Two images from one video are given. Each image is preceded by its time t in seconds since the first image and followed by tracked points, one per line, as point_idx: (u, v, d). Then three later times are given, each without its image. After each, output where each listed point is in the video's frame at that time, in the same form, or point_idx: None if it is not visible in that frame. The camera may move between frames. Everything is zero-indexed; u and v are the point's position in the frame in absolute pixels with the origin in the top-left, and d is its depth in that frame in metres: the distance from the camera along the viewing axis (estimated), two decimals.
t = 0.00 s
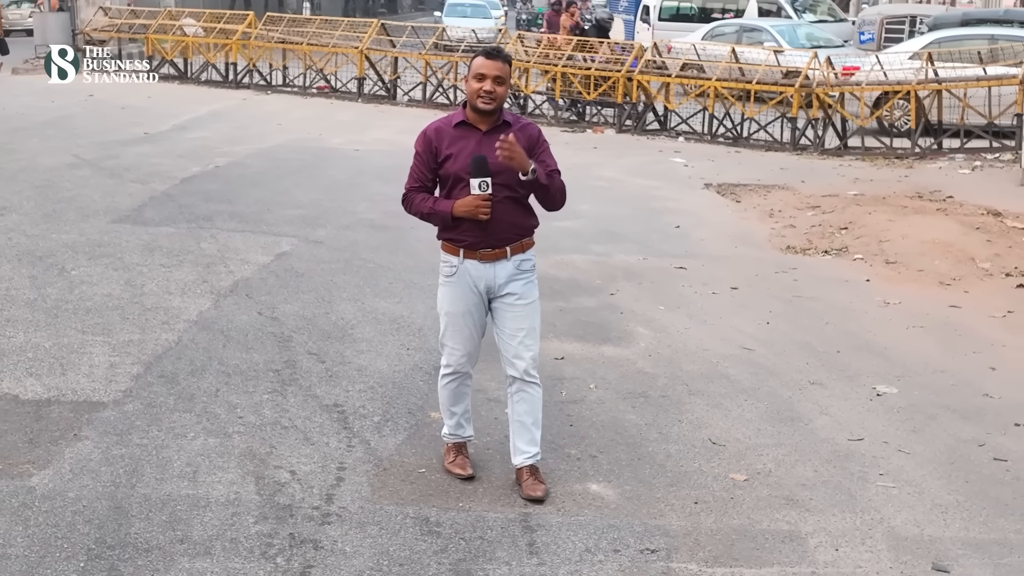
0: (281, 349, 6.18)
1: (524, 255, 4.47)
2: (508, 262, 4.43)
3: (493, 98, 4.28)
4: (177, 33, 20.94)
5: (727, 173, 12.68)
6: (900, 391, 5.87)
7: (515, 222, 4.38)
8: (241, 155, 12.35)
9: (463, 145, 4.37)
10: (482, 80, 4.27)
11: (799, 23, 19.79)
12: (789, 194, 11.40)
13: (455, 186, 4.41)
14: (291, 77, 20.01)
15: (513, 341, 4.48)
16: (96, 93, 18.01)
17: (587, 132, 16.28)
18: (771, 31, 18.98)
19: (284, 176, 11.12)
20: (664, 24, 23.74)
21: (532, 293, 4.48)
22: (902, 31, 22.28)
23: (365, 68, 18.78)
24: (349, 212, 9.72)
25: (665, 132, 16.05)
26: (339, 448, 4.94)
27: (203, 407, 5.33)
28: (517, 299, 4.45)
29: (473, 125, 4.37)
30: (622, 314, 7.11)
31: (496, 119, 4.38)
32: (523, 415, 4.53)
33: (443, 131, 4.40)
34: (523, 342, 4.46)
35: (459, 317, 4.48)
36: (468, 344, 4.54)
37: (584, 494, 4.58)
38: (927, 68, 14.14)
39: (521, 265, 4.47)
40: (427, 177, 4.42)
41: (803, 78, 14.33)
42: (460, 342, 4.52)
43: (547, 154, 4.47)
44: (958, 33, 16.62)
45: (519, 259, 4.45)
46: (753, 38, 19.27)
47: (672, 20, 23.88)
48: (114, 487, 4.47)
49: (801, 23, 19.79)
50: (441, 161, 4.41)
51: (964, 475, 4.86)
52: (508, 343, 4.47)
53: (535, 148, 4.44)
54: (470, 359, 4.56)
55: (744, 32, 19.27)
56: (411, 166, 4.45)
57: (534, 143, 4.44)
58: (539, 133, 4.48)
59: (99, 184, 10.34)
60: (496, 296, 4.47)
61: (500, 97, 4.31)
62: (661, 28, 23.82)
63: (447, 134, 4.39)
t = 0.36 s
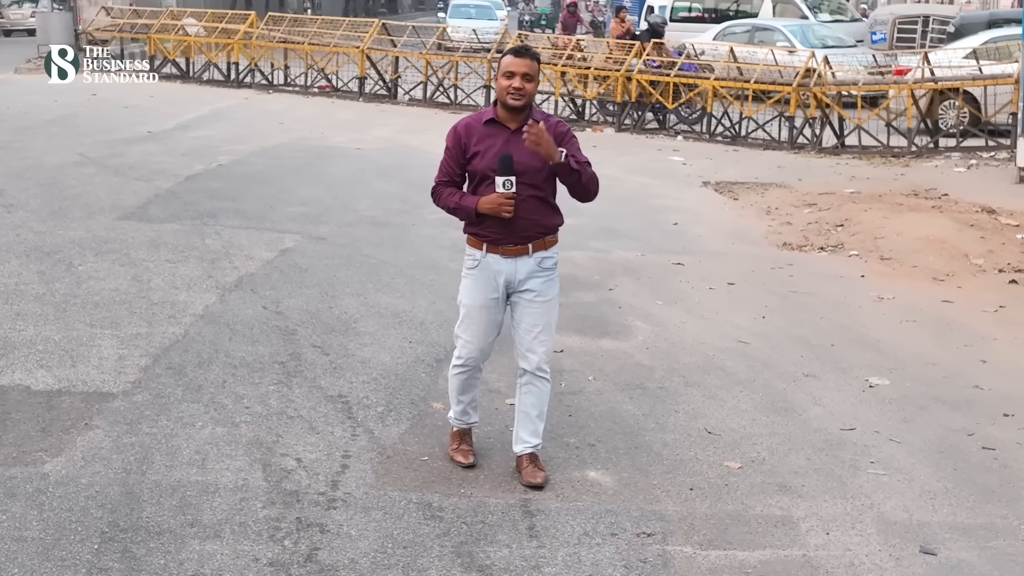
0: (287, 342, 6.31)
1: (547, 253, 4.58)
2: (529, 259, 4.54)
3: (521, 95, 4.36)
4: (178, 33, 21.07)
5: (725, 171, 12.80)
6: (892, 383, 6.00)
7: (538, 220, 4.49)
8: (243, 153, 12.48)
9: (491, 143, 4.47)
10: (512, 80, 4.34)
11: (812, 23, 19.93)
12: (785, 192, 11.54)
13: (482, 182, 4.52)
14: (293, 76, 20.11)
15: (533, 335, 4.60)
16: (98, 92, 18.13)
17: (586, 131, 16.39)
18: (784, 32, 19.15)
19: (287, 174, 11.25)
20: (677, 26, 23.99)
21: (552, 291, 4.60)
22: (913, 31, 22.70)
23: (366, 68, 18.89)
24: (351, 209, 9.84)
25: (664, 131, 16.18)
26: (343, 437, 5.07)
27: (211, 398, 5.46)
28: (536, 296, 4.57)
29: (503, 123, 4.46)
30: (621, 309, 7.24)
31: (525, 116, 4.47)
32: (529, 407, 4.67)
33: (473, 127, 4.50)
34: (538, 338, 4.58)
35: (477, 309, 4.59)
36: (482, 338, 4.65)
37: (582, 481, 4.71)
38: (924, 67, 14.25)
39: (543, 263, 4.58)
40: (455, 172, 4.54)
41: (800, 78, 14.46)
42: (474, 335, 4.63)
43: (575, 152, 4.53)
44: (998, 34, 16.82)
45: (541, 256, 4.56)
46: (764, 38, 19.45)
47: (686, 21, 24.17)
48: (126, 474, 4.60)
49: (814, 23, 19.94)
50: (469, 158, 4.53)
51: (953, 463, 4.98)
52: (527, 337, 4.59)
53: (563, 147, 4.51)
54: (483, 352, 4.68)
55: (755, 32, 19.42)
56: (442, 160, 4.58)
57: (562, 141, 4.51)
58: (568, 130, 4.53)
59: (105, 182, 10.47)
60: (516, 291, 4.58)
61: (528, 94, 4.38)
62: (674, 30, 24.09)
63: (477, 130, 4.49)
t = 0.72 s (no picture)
0: (293, 336, 6.44)
1: (562, 250, 4.68)
2: (544, 256, 4.64)
3: (541, 90, 4.49)
4: (181, 33, 21.20)
5: (723, 170, 12.94)
6: (885, 375, 6.14)
7: (554, 216, 4.58)
8: (247, 152, 12.61)
9: (510, 139, 4.57)
10: (531, 76, 4.48)
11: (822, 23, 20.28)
12: (783, 190, 11.67)
13: (501, 178, 4.61)
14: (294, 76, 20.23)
15: (547, 330, 4.73)
16: (102, 92, 18.26)
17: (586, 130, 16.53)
18: (797, 31, 19.48)
19: (290, 172, 11.38)
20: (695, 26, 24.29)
21: (564, 287, 4.72)
22: (927, 32, 22.36)
23: (367, 68, 19.01)
24: (354, 207, 9.97)
25: (663, 130, 16.30)
26: (350, 427, 5.20)
27: (220, 389, 5.60)
28: (549, 292, 4.68)
29: (523, 120, 4.56)
30: (621, 304, 7.38)
31: (544, 114, 4.58)
32: (534, 397, 4.79)
33: (493, 124, 4.60)
34: (549, 332, 4.71)
35: (494, 301, 4.62)
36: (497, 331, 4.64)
37: (581, 469, 4.84)
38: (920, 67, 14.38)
39: (558, 260, 4.68)
40: (475, 168, 4.63)
41: (799, 77, 14.67)
42: (489, 326, 4.62)
43: (591, 152, 4.65)
44: None
45: (556, 253, 4.66)
46: (779, 38, 19.65)
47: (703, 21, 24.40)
48: (138, 462, 4.73)
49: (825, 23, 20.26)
50: (489, 153, 4.62)
51: (944, 451, 5.11)
52: (540, 331, 4.71)
53: (580, 146, 4.62)
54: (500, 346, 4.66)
55: (768, 32, 19.66)
56: (461, 156, 4.66)
57: (579, 141, 4.62)
58: (585, 131, 4.65)
59: (111, 180, 10.60)
60: (531, 285, 4.66)
61: (546, 90, 4.51)
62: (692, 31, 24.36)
63: (497, 127, 4.58)
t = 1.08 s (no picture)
0: (299, 328, 6.59)
1: (563, 245, 4.80)
2: (547, 251, 4.75)
3: (542, 92, 4.59)
4: (184, 33, 21.35)
5: (721, 168, 13.10)
6: (877, 366, 6.29)
7: (557, 212, 4.70)
8: (250, 150, 12.77)
9: (512, 137, 4.69)
10: (533, 76, 4.58)
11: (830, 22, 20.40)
12: (780, 188, 11.83)
13: (504, 175, 4.73)
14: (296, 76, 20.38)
15: (547, 322, 4.87)
16: (106, 92, 18.41)
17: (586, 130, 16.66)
18: (805, 32, 19.64)
19: (294, 170, 11.54)
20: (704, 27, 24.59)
21: (565, 281, 4.85)
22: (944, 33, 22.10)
23: (369, 68, 19.15)
24: (357, 204, 10.13)
25: (662, 129, 16.45)
26: (356, 414, 5.35)
27: (229, 378, 5.75)
28: (553, 285, 4.80)
29: (525, 119, 4.69)
30: (620, 298, 7.53)
31: (545, 113, 4.70)
32: (534, 386, 4.95)
33: (495, 123, 4.71)
34: (551, 324, 4.85)
35: (498, 298, 4.75)
36: (504, 327, 4.77)
37: (580, 454, 5.00)
38: (915, 67, 14.53)
39: (559, 255, 4.79)
40: (477, 165, 4.74)
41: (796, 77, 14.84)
42: (497, 324, 4.75)
43: (590, 150, 4.79)
44: None
45: (558, 248, 4.77)
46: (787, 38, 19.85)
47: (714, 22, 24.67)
48: (152, 447, 4.89)
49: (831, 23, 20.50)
50: (491, 152, 4.73)
51: (932, 438, 5.26)
52: (542, 323, 4.85)
53: (580, 145, 4.75)
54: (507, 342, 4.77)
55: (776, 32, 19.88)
56: (464, 154, 4.77)
57: (579, 139, 4.75)
58: (585, 130, 4.78)
59: (117, 178, 10.75)
60: (534, 280, 4.78)
61: (547, 91, 4.62)
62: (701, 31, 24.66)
63: (500, 126, 4.70)
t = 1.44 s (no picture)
0: (308, 318, 6.80)
1: (558, 239, 4.97)
2: (543, 245, 4.92)
3: (532, 90, 4.74)
4: (188, 33, 21.51)
5: (719, 166, 13.30)
6: (868, 354, 6.49)
7: (553, 206, 4.86)
8: (256, 148, 12.97)
9: (506, 134, 4.83)
10: (523, 74, 4.73)
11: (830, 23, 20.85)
12: (777, 185, 12.03)
13: (499, 171, 4.86)
14: (299, 76, 20.57)
15: (545, 312, 5.05)
16: (111, 91, 18.60)
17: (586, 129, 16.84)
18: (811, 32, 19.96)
19: (300, 168, 11.74)
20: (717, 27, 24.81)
21: (561, 272, 5.03)
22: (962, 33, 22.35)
23: (371, 67, 19.35)
24: (362, 200, 10.33)
25: (661, 128, 16.65)
26: (365, 399, 5.56)
27: (242, 365, 5.96)
28: (549, 277, 4.98)
29: (517, 116, 4.83)
30: (620, 291, 7.73)
31: (536, 110, 4.85)
32: (534, 371, 5.15)
33: (489, 121, 4.85)
34: (548, 314, 5.03)
35: (498, 290, 4.90)
36: (504, 318, 4.93)
37: (582, 437, 5.19)
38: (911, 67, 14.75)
39: (555, 248, 4.96)
40: (473, 162, 4.86)
41: (793, 77, 15.05)
42: (497, 315, 4.91)
43: (582, 142, 4.94)
44: None
45: (553, 242, 4.94)
46: (792, 38, 20.05)
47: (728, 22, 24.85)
48: (171, 429, 5.09)
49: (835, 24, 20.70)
50: (485, 149, 4.86)
51: (921, 422, 5.46)
52: (540, 314, 5.03)
53: (571, 138, 4.90)
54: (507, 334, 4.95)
55: (782, 33, 20.09)
56: (459, 151, 4.89)
57: (571, 132, 4.90)
58: (575, 124, 4.94)
59: (127, 175, 10.96)
60: (530, 272, 4.94)
61: (538, 89, 4.76)
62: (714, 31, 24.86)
63: (493, 123, 4.85)
